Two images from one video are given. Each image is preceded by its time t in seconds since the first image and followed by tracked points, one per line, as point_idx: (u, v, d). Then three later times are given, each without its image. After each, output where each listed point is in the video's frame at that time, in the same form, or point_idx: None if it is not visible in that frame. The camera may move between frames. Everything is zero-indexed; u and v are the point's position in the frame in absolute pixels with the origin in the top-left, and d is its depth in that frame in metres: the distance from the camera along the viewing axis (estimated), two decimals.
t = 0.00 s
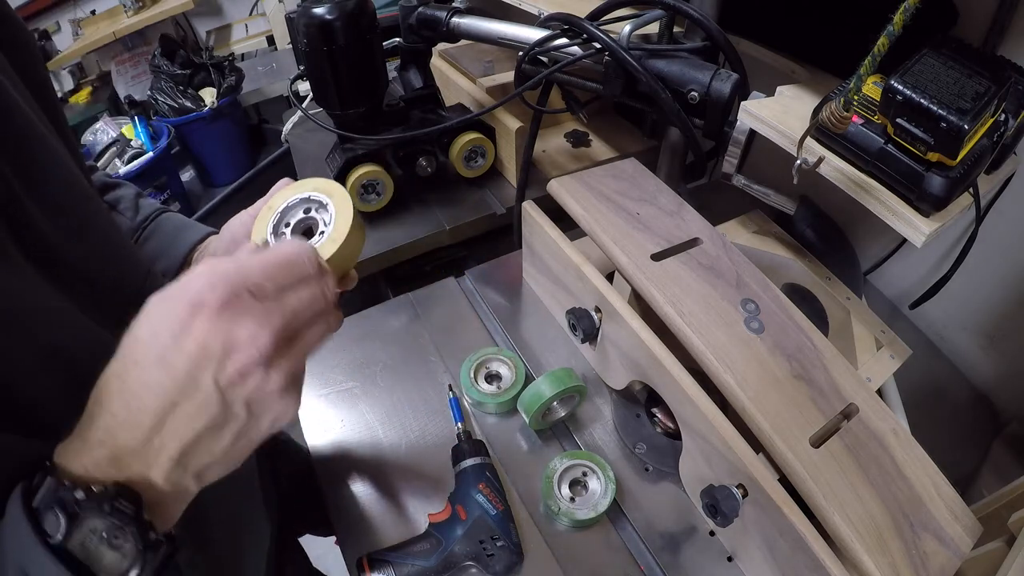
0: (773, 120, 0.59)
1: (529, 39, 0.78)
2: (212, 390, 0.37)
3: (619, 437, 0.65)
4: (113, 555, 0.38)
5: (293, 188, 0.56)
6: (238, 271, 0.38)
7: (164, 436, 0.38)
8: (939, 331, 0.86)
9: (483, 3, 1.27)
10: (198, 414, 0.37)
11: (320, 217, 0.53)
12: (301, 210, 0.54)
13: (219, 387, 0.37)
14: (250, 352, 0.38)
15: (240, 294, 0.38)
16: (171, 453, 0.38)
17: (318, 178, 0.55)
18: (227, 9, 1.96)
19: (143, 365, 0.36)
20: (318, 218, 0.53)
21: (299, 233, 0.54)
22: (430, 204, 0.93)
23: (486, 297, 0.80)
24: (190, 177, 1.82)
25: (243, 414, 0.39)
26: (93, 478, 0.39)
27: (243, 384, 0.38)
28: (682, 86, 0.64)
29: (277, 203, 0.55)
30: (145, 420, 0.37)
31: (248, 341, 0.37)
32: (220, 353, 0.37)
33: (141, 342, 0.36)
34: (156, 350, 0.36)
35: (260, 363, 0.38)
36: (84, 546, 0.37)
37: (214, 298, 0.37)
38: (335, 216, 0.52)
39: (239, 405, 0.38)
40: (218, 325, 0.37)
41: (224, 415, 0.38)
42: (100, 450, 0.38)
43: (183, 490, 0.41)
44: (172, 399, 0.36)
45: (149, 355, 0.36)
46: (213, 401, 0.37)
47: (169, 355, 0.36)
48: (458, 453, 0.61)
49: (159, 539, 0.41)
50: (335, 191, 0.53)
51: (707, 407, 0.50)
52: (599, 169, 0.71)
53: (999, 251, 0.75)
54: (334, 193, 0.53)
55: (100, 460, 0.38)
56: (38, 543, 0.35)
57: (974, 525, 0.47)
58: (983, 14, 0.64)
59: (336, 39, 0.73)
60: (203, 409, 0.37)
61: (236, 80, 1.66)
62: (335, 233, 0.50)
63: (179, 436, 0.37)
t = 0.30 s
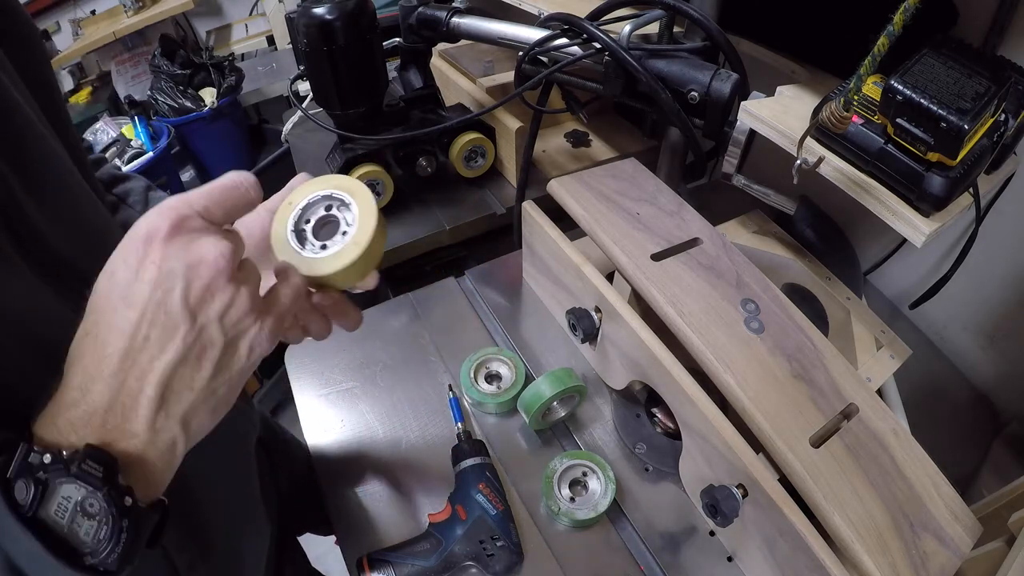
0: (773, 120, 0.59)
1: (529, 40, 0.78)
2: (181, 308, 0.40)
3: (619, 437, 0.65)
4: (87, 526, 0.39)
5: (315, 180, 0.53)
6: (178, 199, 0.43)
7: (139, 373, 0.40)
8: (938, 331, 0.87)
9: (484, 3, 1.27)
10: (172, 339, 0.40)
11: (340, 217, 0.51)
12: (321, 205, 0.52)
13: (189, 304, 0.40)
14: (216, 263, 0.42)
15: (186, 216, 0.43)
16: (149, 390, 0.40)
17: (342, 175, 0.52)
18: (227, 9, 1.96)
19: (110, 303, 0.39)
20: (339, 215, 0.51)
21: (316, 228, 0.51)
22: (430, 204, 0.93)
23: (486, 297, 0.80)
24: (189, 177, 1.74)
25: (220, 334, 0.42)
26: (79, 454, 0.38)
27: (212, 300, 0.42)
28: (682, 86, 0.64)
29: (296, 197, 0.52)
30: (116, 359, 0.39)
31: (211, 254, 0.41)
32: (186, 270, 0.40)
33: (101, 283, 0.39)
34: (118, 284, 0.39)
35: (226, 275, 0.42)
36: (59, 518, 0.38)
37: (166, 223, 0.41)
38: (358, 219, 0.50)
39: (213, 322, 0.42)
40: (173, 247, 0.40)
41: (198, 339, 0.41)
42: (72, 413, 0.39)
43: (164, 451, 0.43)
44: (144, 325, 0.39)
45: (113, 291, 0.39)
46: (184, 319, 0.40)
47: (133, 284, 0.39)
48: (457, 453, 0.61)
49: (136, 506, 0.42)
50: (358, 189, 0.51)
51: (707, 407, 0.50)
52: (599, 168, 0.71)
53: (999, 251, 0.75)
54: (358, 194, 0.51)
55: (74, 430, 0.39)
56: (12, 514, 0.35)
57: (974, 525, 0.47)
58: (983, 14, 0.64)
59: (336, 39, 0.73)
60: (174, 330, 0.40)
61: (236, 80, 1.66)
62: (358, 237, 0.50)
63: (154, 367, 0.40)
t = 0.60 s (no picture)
0: (772, 120, 0.59)
1: (529, 40, 0.78)
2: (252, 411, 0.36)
3: (619, 437, 0.65)
4: None
5: (340, 201, 0.59)
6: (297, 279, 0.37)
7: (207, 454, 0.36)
8: (939, 331, 0.86)
9: (484, 3, 1.27)
10: (243, 436, 0.36)
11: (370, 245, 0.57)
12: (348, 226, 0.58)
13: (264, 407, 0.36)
14: (302, 377, 0.36)
15: (294, 307, 0.37)
16: (214, 470, 0.37)
17: (366, 199, 0.59)
18: (227, 9, 1.96)
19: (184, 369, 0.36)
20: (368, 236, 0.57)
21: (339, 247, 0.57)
22: (430, 204, 0.93)
23: (486, 297, 0.80)
24: (189, 177, 1.73)
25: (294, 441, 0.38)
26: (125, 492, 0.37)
27: (293, 413, 0.37)
28: (682, 86, 0.64)
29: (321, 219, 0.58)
30: (183, 435, 0.36)
31: (297, 364, 0.36)
32: (269, 373, 0.36)
33: (186, 352, 0.36)
34: (202, 359, 0.36)
35: (312, 391, 0.37)
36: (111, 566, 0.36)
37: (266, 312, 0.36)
38: (394, 250, 0.57)
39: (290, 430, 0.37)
40: (271, 336, 0.36)
41: (270, 445, 0.37)
42: (131, 461, 0.37)
43: (224, 515, 0.40)
44: (216, 416, 0.35)
45: (194, 362, 0.36)
46: (258, 422, 0.36)
47: (215, 368, 0.35)
48: (458, 453, 0.61)
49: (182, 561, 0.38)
50: (391, 220, 0.58)
51: (706, 407, 0.50)
52: (599, 169, 0.71)
53: (999, 251, 0.75)
54: (388, 224, 0.58)
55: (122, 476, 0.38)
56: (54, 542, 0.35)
57: (974, 525, 0.47)
58: (983, 14, 0.64)
59: (336, 39, 0.73)
60: (247, 430, 0.36)
61: (236, 80, 1.66)
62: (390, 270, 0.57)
63: (220, 455, 0.36)
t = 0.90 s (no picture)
0: (772, 120, 0.59)
1: (529, 40, 0.78)
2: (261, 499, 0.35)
3: (619, 437, 0.65)
4: None
5: (340, 239, 0.50)
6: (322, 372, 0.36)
7: (213, 528, 0.36)
8: (939, 332, 0.86)
9: (484, 3, 1.27)
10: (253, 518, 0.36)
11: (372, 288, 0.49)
12: (347, 270, 0.49)
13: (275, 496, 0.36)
14: (318, 471, 0.36)
15: (315, 397, 0.36)
16: (219, 542, 0.36)
17: (372, 238, 0.50)
18: (227, 9, 1.96)
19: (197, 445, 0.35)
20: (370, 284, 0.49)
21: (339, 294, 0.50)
22: (430, 204, 0.93)
23: (486, 297, 0.80)
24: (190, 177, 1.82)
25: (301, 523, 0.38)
26: (128, 556, 0.36)
27: (305, 501, 0.37)
28: (682, 86, 0.64)
29: (316, 261, 0.49)
30: (191, 513, 0.35)
31: (314, 459, 0.36)
32: (283, 466, 0.35)
33: (201, 427, 0.35)
34: (218, 442, 0.35)
35: (327, 485, 0.36)
36: None
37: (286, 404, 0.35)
38: (399, 305, 0.49)
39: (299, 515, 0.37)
40: (289, 431, 0.35)
41: (275, 526, 0.37)
42: (138, 525, 0.36)
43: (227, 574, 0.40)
44: (226, 499, 0.35)
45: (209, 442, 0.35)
46: (269, 509, 0.36)
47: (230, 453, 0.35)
48: (458, 453, 0.61)
49: None
50: (398, 269, 0.50)
51: (706, 407, 0.50)
52: (599, 168, 0.71)
53: (999, 251, 0.75)
54: (397, 274, 0.49)
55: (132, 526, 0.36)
56: None
57: (974, 525, 0.47)
58: (982, 14, 0.64)
59: (336, 39, 0.73)
60: (257, 513, 0.36)
61: (236, 80, 1.66)
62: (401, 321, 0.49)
63: (227, 533, 0.36)
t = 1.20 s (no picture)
0: (773, 120, 0.59)
1: (529, 40, 0.78)
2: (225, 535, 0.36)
3: (619, 437, 0.65)
4: None
5: (348, 258, 0.50)
6: (265, 413, 0.34)
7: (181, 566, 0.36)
8: (939, 332, 0.86)
9: (484, 3, 1.27)
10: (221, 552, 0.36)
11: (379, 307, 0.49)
12: (354, 289, 0.49)
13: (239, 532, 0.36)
14: (280, 509, 0.36)
15: (267, 440, 0.35)
16: None
17: (380, 257, 0.50)
18: (227, 9, 1.96)
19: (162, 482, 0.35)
20: (377, 305, 0.49)
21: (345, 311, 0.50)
22: (430, 204, 0.93)
23: (486, 297, 0.80)
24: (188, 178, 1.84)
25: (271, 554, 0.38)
26: None
27: (271, 535, 0.37)
28: (682, 86, 0.64)
29: (322, 280, 0.49)
30: (161, 550, 0.35)
31: (274, 497, 0.35)
32: (243, 504, 0.35)
33: (163, 462, 0.35)
34: (177, 480, 0.35)
35: (289, 520, 0.36)
36: None
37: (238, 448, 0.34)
38: (404, 328, 0.49)
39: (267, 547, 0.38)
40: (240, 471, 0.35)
41: (249, 559, 0.38)
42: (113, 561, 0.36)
43: None
44: (191, 535, 0.35)
45: (170, 477, 0.35)
46: (236, 543, 0.36)
47: (190, 490, 0.35)
48: (458, 453, 0.60)
49: None
50: (406, 291, 0.50)
51: (706, 407, 0.50)
52: (599, 168, 0.71)
53: (999, 251, 0.75)
54: (405, 295, 0.49)
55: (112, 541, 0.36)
56: None
57: (974, 525, 0.47)
58: (982, 14, 0.64)
59: (336, 39, 0.73)
60: (224, 549, 0.36)
61: (236, 80, 1.66)
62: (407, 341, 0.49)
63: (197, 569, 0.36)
